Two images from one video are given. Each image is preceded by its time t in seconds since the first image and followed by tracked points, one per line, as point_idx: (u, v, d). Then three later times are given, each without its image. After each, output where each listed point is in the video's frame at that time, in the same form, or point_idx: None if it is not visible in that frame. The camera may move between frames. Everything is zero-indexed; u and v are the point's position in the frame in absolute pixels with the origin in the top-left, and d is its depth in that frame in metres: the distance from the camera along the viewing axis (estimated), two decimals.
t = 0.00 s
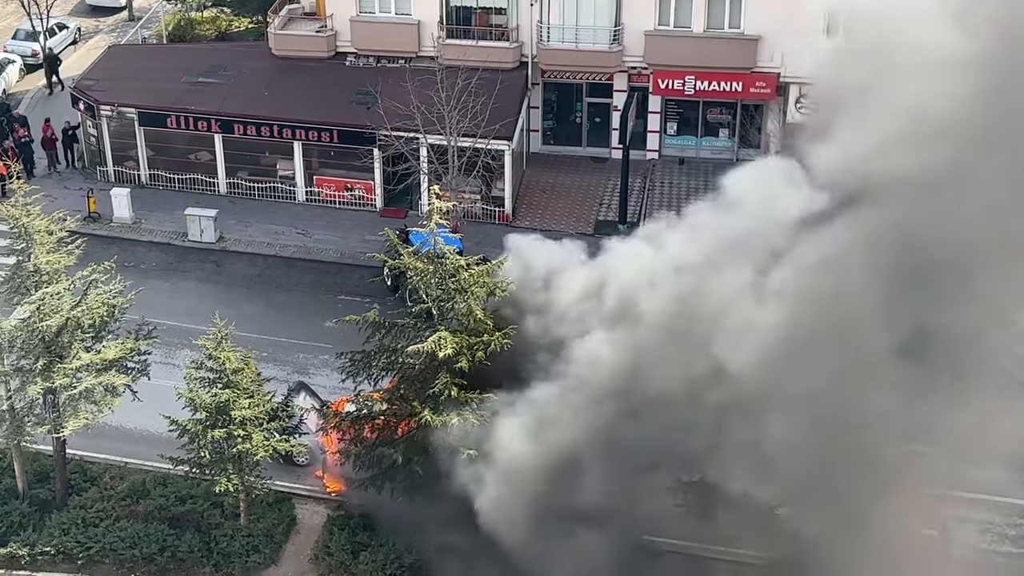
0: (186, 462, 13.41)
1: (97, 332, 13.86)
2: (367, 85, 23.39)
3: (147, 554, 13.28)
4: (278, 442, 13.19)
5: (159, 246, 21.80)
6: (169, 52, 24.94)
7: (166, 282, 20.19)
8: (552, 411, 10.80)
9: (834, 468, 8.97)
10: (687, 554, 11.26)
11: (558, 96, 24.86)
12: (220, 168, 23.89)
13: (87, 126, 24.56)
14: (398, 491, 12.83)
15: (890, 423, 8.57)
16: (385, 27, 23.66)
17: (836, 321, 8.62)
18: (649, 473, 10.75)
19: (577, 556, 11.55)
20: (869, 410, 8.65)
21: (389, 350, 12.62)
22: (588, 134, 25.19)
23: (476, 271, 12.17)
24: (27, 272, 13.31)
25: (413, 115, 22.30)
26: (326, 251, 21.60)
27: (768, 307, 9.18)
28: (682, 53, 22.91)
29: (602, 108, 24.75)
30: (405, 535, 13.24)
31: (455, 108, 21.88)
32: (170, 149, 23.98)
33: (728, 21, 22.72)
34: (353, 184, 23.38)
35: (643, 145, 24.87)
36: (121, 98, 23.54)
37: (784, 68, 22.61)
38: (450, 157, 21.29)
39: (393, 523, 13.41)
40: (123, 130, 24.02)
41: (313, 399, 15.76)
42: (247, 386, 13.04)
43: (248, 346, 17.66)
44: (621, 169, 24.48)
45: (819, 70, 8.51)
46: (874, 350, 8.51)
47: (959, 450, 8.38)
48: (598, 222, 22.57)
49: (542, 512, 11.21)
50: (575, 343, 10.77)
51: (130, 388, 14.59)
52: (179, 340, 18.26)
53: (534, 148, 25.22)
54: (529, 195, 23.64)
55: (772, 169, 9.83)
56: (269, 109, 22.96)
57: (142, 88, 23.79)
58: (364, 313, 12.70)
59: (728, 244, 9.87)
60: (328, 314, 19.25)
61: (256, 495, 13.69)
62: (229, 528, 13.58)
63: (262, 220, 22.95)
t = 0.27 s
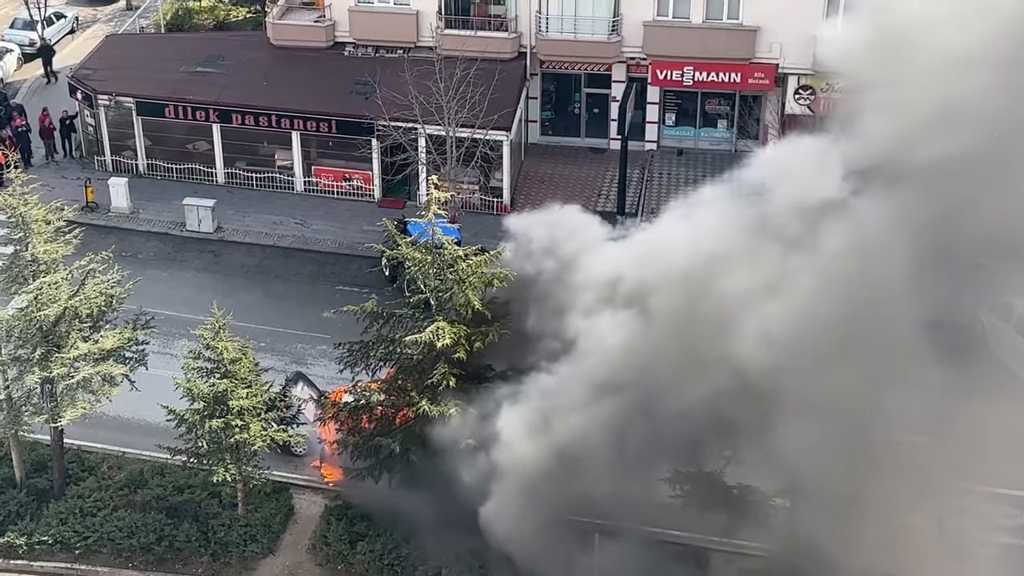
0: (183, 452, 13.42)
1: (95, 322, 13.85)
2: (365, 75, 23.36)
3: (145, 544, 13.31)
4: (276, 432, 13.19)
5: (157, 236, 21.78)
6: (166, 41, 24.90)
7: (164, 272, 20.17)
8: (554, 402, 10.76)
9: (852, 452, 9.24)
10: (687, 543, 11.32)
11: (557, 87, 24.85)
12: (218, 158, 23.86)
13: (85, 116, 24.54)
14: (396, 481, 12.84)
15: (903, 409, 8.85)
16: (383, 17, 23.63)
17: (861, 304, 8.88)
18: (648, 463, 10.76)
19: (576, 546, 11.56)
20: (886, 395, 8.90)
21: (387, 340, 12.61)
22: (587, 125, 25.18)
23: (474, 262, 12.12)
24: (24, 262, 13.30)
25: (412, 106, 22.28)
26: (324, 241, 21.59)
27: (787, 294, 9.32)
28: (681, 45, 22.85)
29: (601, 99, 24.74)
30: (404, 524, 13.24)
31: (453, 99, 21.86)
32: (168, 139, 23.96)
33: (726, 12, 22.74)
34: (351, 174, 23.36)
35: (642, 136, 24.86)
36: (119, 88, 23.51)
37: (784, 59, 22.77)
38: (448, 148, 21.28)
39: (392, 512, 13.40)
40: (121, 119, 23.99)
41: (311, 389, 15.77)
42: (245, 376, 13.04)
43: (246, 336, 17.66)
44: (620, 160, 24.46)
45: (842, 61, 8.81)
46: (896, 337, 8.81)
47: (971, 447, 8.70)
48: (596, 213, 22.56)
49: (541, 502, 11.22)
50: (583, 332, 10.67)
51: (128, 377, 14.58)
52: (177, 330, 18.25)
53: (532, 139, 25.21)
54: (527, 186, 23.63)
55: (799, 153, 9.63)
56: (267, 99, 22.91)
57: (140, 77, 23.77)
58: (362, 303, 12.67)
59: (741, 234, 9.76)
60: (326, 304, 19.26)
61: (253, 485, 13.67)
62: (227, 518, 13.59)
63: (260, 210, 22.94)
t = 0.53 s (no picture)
0: (180, 443, 13.43)
1: (92, 313, 13.84)
2: (362, 67, 23.35)
3: (142, 535, 13.32)
4: (273, 424, 13.20)
5: (154, 227, 21.77)
6: (163, 32, 24.87)
7: (161, 264, 20.16)
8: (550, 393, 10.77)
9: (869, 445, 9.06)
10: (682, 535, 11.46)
11: (554, 78, 24.84)
12: (215, 149, 23.86)
13: (81, 106, 24.52)
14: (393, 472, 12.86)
15: (916, 403, 8.72)
16: (381, 8, 23.60)
17: (883, 294, 8.66)
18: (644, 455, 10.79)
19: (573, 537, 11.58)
20: (898, 389, 8.76)
21: (384, 332, 12.61)
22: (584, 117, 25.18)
23: (471, 254, 12.13)
24: (21, 253, 13.30)
25: (409, 97, 22.27)
26: (321, 233, 21.59)
27: (802, 284, 9.03)
28: (678, 36, 22.83)
29: (599, 91, 24.74)
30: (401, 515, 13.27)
31: (451, 90, 21.84)
32: (165, 130, 23.95)
33: (724, 5, 22.72)
34: (349, 165, 23.37)
35: (640, 128, 24.79)
36: (116, 79, 23.49)
37: (781, 51, 22.77)
38: (446, 140, 21.27)
39: (388, 503, 13.43)
40: (118, 110, 23.98)
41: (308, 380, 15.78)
42: (241, 368, 13.04)
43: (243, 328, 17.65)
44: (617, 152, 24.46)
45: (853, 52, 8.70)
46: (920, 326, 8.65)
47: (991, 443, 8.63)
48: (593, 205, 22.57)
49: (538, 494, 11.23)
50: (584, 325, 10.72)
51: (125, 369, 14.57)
52: (174, 321, 18.25)
53: (530, 130, 25.20)
54: (524, 177, 23.63)
55: (815, 137, 9.16)
56: (264, 90, 22.89)
57: (137, 68, 23.74)
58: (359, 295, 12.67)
59: (753, 219, 9.43)
60: (323, 295, 19.26)
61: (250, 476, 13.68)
62: (224, 509, 13.60)
63: (257, 201, 22.94)
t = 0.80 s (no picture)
0: (176, 437, 13.42)
1: (88, 306, 13.84)
2: (358, 60, 23.34)
3: (138, 528, 13.33)
4: (269, 417, 13.21)
5: (150, 221, 21.76)
6: (159, 25, 24.84)
7: (157, 257, 20.15)
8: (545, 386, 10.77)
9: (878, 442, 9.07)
10: (676, 532, 11.48)
11: (550, 72, 24.83)
12: (211, 142, 23.85)
13: (77, 100, 24.49)
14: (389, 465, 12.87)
15: (920, 400, 8.77)
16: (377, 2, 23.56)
17: (907, 284, 8.70)
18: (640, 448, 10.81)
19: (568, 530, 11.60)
20: (916, 380, 8.78)
21: (380, 325, 12.61)
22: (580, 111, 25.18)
23: (466, 248, 12.15)
24: (17, 246, 13.30)
25: (405, 91, 22.26)
26: (317, 226, 21.58)
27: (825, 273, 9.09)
28: (674, 30, 22.85)
29: (595, 85, 24.75)
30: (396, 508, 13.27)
31: (447, 84, 21.83)
32: (161, 124, 23.93)
33: None
34: (344, 159, 23.37)
35: (635, 122, 24.89)
36: (112, 72, 23.47)
37: (778, 45, 22.79)
38: (442, 134, 21.28)
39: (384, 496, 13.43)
40: (114, 103, 23.95)
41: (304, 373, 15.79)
42: (238, 361, 13.04)
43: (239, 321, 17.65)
44: (613, 146, 24.46)
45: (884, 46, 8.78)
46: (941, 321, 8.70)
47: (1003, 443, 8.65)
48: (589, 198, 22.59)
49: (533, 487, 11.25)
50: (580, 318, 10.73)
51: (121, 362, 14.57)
52: (170, 314, 18.25)
53: (526, 124, 25.21)
54: (520, 171, 23.64)
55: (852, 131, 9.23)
56: (260, 84, 22.88)
57: (133, 61, 23.73)
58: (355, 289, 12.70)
59: (782, 208, 9.45)
60: (320, 289, 19.27)
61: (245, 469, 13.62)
62: (220, 502, 13.60)
63: (252, 194, 22.94)
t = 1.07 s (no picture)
0: (174, 434, 13.40)
1: (86, 303, 13.83)
2: (357, 57, 23.33)
3: (136, 525, 13.33)
4: (268, 414, 13.20)
5: (148, 217, 21.76)
6: (157, 21, 24.82)
7: (155, 254, 20.14)
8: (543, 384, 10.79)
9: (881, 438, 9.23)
10: (675, 528, 11.93)
11: (549, 69, 24.85)
12: (209, 139, 23.84)
13: (75, 96, 24.48)
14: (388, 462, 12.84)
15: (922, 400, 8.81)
16: None
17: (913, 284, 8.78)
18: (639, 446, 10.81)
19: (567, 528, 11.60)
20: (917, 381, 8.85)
21: (379, 322, 12.54)
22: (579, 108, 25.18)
23: (466, 245, 12.08)
24: (16, 242, 13.29)
25: (404, 88, 22.26)
26: (316, 223, 21.58)
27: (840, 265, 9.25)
28: (673, 27, 22.84)
29: (594, 81, 24.75)
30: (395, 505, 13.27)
31: (445, 81, 21.82)
32: (159, 120, 23.93)
33: None
34: (343, 156, 23.36)
35: (634, 119, 24.89)
36: (110, 69, 23.46)
37: (776, 42, 22.79)
38: (440, 130, 21.27)
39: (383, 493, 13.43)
40: (112, 100, 23.94)
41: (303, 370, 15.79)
42: (236, 358, 13.03)
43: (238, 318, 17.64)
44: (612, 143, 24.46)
45: (923, 25, 8.71)
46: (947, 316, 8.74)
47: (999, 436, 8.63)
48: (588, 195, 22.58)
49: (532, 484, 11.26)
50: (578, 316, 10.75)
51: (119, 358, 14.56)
52: (168, 311, 18.25)
53: (524, 121, 25.22)
54: (519, 168, 23.64)
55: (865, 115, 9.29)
56: (259, 81, 22.89)
57: (131, 58, 23.72)
58: (355, 285, 12.65)
59: (794, 196, 9.66)
60: (318, 286, 19.27)
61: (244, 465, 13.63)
62: (218, 499, 13.60)
63: (251, 191, 22.93)
